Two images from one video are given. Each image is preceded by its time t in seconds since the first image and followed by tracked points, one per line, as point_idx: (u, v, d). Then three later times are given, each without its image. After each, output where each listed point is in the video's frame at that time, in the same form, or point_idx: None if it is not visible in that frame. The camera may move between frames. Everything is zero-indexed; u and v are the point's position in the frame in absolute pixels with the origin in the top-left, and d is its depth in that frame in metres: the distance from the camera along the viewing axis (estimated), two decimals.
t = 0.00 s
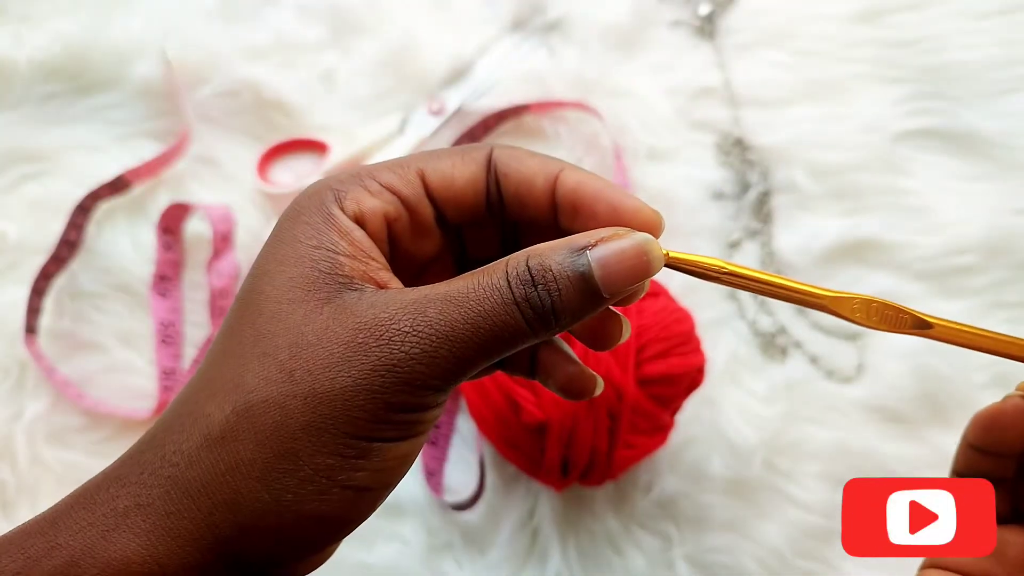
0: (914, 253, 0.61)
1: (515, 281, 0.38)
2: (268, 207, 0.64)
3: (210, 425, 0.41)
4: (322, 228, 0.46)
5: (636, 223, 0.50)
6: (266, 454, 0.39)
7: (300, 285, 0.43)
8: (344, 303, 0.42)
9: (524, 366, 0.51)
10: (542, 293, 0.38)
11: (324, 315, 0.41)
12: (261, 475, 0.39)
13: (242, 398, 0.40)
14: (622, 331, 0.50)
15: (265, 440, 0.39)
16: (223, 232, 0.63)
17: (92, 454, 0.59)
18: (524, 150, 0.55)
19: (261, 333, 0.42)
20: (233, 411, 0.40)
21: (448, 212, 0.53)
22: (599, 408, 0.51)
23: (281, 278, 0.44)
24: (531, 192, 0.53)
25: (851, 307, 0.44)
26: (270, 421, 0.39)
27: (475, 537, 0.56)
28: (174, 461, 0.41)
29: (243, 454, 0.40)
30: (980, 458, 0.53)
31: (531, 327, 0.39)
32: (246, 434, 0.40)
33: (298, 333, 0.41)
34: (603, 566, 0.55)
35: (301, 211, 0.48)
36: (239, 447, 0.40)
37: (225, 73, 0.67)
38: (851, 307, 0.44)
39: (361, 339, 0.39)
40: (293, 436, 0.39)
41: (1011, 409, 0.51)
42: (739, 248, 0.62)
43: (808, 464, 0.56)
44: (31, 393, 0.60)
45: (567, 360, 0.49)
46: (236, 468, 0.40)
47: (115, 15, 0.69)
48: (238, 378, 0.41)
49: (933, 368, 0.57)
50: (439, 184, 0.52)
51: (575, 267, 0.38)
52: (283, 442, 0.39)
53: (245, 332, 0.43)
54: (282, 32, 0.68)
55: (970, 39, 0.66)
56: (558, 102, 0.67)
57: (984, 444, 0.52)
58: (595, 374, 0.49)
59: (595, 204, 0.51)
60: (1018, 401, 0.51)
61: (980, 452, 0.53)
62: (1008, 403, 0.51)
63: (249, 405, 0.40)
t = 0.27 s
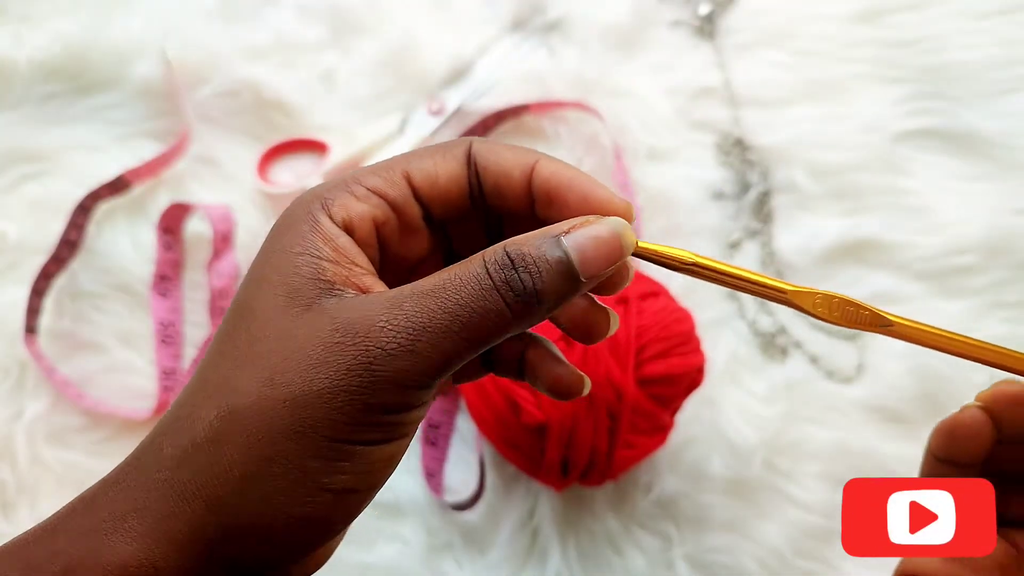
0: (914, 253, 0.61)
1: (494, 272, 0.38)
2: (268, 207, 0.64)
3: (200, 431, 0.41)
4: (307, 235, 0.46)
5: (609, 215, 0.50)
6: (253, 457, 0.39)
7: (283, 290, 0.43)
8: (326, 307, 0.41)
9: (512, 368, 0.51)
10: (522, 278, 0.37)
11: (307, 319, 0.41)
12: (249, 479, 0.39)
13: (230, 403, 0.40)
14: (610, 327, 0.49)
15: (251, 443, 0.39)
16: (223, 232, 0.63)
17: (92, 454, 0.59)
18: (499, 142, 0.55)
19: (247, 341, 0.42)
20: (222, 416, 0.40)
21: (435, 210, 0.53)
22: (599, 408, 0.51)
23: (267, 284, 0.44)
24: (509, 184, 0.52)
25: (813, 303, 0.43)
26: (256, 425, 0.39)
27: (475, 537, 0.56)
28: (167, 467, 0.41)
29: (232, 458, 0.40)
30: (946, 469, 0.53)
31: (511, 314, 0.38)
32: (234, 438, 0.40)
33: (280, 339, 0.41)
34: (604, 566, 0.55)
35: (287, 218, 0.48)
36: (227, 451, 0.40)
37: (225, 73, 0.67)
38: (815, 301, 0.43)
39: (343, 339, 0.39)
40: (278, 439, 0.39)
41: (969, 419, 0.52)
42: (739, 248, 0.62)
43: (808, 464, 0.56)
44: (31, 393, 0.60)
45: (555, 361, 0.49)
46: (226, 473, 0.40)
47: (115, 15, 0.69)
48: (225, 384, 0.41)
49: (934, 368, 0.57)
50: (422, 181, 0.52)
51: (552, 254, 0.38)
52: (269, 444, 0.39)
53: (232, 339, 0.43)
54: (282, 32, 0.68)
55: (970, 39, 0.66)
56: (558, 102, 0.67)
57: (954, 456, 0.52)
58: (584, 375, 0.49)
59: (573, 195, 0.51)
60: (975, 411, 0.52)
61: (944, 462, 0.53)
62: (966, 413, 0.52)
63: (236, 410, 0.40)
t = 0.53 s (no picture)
0: (914, 252, 0.61)
1: (413, 285, 0.36)
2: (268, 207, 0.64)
3: (122, 462, 0.39)
4: (240, 257, 0.45)
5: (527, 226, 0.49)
6: (179, 487, 0.38)
7: (210, 313, 0.42)
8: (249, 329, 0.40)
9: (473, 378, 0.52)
10: (443, 284, 0.36)
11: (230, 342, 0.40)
12: (172, 511, 0.38)
13: (153, 432, 0.39)
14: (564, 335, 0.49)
15: (174, 473, 0.38)
16: (222, 231, 0.63)
17: (91, 454, 0.59)
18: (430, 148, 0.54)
19: (172, 367, 0.41)
20: (146, 446, 0.39)
21: (374, 219, 0.52)
22: (599, 408, 0.51)
23: (196, 308, 0.43)
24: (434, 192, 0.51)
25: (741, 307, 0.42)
26: (178, 454, 0.38)
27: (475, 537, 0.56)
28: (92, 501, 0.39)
29: (155, 489, 0.38)
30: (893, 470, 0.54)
31: (438, 323, 0.36)
32: (158, 468, 0.38)
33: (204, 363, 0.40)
34: (603, 566, 0.55)
35: (223, 242, 0.47)
36: (151, 481, 0.38)
37: (225, 73, 0.67)
38: (741, 306, 0.42)
39: (261, 362, 0.37)
40: (200, 467, 0.38)
41: (907, 423, 0.52)
42: (739, 248, 0.62)
43: (808, 464, 0.56)
44: (31, 393, 0.60)
45: (514, 375, 0.49)
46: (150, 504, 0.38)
47: (114, 15, 0.69)
48: (152, 413, 0.40)
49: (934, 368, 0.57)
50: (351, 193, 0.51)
51: (476, 264, 0.37)
52: (192, 473, 0.38)
53: (162, 366, 0.42)
54: (282, 32, 0.68)
55: (970, 39, 0.66)
56: (558, 102, 0.67)
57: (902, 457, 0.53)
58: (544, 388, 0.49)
59: (497, 205, 0.49)
60: (914, 415, 0.52)
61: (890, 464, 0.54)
62: (905, 416, 0.52)
63: (161, 440, 0.39)
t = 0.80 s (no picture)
0: (913, 253, 0.61)
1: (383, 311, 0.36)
2: (268, 206, 0.64)
3: (101, 492, 0.39)
4: (214, 284, 0.45)
5: (498, 245, 0.48)
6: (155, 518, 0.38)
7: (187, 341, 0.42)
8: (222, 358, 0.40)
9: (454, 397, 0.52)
10: (415, 306, 0.36)
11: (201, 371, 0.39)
12: (148, 547, 0.38)
13: (130, 462, 0.39)
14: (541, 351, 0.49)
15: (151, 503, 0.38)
16: (222, 231, 0.63)
17: (91, 454, 0.59)
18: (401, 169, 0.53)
19: (148, 396, 0.41)
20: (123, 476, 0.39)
21: (346, 240, 0.51)
22: (599, 409, 0.50)
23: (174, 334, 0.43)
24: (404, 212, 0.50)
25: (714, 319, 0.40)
26: (154, 484, 0.38)
27: (475, 537, 0.56)
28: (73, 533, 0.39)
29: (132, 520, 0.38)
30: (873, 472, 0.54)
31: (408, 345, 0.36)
32: (135, 499, 0.38)
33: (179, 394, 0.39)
34: (603, 566, 0.55)
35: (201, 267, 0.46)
36: (129, 511, 0.38)
37: (225, 73, 0.67)
38: (713, 319, 0.40)
39: (236, 392, 0.37)
40: (171, 499, 0.37)
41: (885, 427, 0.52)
42: (739, 248, 0.62)
43: (807, 464, 0.56)
44: (31, 393, 0.60)
45: (493, 394, 0.50)
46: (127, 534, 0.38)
47: (114, 15, 0.69)
48: (130, 444, 0.39)
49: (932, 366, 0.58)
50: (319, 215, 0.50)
51: (449, 285, 0.36)
52: (169, 503, 0.38)
53: (141, 395, 0.41)
54: (282, 32, 0.68)
55: (970, 39, 0.66)
56: (558, 102, 0.67)
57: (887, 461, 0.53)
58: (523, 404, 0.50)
59: (466, 224, 0.48)
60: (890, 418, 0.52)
61: (871, 467, 0.54)
62: (883, 419, 0.52)
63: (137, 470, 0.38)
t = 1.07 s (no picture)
0: (914, 252, 0.61)
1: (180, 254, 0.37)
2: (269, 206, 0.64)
3: None
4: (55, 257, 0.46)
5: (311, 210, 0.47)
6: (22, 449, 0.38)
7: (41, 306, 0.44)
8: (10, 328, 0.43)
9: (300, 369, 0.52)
10: (210, 245, 0.36)
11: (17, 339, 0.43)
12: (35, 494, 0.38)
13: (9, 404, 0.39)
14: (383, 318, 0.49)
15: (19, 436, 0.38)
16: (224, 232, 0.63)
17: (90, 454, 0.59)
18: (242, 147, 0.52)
19: None
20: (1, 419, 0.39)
21: (189, 215, 0.50)
22: (598, 409, 0.50)
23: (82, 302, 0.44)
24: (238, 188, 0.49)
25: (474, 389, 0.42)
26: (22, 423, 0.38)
27: (475, 537, 0.56)
28: None
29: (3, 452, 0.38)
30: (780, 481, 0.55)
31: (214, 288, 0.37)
32: None
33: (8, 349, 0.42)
34: (603, 565, 0.55)
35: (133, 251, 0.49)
36: None
37: (224, 73, 0.67)
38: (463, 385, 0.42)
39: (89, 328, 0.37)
40: (45, 449, 0.38)
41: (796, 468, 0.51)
42: (739, 248, 0.62)
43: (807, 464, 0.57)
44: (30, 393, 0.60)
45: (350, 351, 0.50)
46: None
47: (115, 15, 0.69)
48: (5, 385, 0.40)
49: (935, 369, 0.58)
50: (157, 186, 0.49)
51: (260, 228, 0.37)
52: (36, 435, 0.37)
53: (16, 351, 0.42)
54: (282, 32, 0.68)
55: (970, 39, 0.67)
56: (558, 102, 0.67)
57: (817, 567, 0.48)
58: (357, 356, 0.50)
59: (286, 192, 0.47)
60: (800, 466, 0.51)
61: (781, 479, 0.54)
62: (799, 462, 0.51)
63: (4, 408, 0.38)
